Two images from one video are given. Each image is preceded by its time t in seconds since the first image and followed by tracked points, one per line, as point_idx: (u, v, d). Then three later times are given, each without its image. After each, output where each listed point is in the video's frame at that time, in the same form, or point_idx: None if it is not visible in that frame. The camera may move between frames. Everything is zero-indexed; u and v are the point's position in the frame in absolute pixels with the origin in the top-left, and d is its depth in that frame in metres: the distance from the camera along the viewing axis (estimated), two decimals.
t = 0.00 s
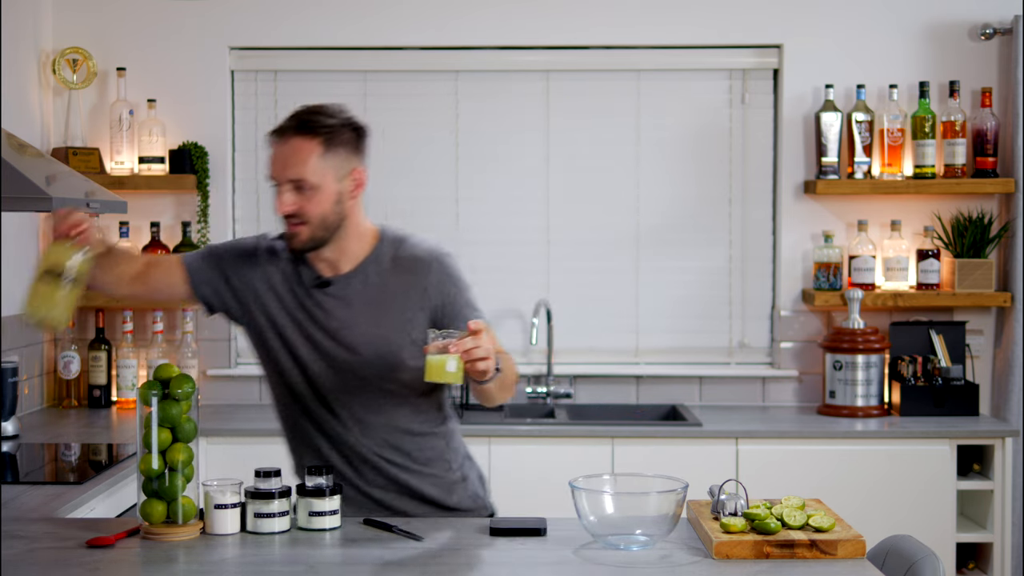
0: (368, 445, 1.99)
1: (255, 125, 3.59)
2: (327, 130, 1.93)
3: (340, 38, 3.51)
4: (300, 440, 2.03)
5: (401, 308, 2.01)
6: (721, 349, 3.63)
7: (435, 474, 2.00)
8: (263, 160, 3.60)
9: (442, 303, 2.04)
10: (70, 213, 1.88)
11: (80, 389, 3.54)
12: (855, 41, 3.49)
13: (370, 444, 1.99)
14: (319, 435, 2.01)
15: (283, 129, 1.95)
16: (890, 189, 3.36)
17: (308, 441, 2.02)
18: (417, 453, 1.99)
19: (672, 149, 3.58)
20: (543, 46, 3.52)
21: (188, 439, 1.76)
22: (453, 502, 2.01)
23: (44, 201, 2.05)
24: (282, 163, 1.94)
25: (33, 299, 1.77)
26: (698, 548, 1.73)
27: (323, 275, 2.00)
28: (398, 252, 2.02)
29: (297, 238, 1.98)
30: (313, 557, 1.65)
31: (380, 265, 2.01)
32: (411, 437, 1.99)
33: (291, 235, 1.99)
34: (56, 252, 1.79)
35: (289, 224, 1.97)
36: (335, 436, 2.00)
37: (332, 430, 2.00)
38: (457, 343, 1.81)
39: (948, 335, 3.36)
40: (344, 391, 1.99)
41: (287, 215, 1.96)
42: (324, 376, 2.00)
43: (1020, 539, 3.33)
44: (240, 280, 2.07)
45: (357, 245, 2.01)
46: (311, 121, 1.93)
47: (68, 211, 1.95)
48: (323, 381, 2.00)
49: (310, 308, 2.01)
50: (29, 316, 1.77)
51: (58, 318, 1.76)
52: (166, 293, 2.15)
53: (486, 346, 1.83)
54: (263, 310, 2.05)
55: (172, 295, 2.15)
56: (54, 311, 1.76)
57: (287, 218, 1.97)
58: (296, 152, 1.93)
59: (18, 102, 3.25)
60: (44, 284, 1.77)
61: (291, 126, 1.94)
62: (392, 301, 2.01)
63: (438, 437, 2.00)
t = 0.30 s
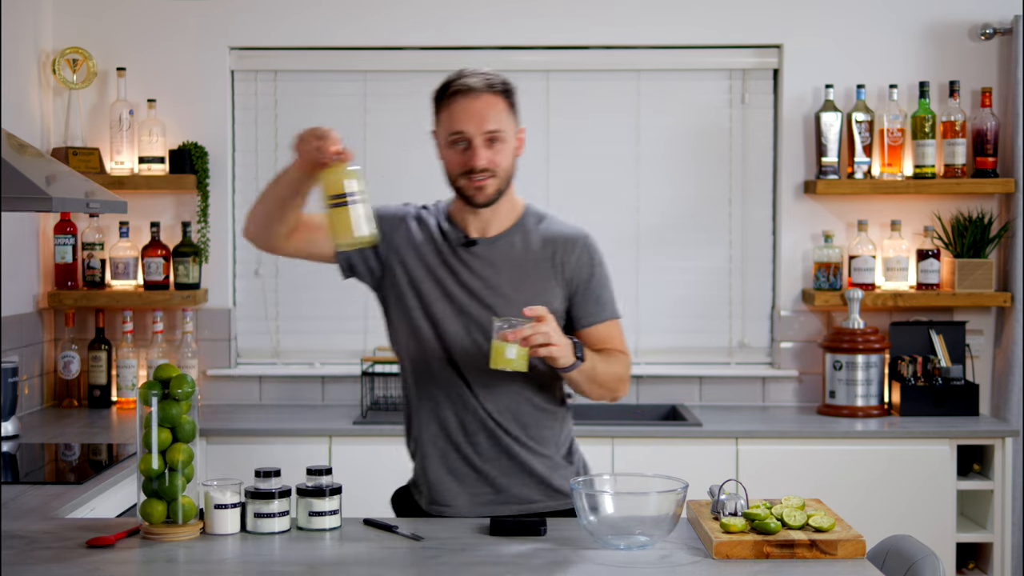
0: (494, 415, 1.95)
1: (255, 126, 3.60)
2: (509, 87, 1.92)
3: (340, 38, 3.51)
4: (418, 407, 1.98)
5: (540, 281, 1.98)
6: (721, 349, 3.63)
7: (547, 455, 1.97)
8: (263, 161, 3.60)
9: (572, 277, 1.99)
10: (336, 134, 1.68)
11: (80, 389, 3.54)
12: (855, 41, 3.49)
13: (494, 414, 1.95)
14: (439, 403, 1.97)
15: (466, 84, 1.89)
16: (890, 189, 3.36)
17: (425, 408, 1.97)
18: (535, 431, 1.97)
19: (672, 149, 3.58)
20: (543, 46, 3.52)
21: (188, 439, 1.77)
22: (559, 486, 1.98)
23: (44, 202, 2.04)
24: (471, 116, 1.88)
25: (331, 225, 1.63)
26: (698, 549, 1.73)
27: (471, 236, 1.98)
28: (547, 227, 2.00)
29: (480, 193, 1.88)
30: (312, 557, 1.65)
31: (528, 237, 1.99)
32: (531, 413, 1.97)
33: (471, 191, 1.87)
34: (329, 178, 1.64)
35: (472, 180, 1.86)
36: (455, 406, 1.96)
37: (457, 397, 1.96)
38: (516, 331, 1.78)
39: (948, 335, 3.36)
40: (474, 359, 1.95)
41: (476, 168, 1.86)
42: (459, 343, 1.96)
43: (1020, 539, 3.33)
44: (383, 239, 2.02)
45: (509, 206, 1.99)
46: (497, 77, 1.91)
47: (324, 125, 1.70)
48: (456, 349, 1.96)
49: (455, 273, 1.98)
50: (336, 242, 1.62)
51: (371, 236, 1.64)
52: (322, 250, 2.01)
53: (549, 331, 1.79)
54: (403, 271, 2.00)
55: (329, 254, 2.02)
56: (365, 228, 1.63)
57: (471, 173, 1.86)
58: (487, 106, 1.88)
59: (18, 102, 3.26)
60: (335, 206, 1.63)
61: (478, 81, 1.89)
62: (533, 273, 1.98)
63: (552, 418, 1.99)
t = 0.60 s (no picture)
0: (548, 410, 1.98)
1: (255, 126, 3.60)
2: (593, 86, 1.91)
3: (340, 38, 3.51)
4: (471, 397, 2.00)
5: (606, 283, 2.00)
6: (721, 349, 3.64)
7: (591, 455, 2.00)
8: (263, 161, 3.60)
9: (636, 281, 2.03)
10: (470, 124, 1.75)
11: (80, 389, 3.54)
12: (855, 41, 3.49)
13: (549, 410, 1.98)
14: (494, 395, 1.98)
15: (552, 80, 1.88)
16: (890, 189, 3.36)
17: (480, 398, 1.99)
18: (585, 431, 2.00)
19: (672, 149, 3.58)
20: (543, 46, 3.52)
21: (188, 439, 1.77)
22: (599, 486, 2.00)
23: (44, 202, 2.04)
24: (558, 112, 1.86)
25: (463, 210, 1.75)
26: (697, 549, 1.73)
27: (541, 230, 2.00)
28: (617, 230, 2.03)
29: (562, 188, 1.87)
30: (312, 557, 1.65)
31: (599, 238, 2.01)
32: (583, 413, 2.00)
33: (550, 187, 1.87)
34: (464, 164, 1.76)
35: (553, 175, 1.86)
36: (510, 399, 1.98)
37: (514, 390, 1.98)
38: (573, 350, 1.76)
39: (948, 335, 3.36)
40: (533, 354, 1.97)
41: (559, 165, 1.85)
42: (518, 337, 1.97)
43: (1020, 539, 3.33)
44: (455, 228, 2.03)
45: (580, 204, 2.01)
46: (582, 75, 1.90)
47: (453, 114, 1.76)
48: (516, 343, 1.97)
49: (524, 267, 1.99)
50: (466, 227, 1.76)
51: (499, 222, 1.76)
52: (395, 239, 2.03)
53: (607, 350, 1.76)
54: (472, 262, 2.01)
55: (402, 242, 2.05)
56: (495, 215, 1.75)
57: (553, 169, 1.86)
58: (573, 103, 1.87)
59: (18, 102, 3.26)
60: (472, 191, 1.74)
61: (564, 77, 1.88)
62: (599, 274, 2.00)
63: (601, 421, 2.02)
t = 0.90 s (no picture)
0: (568, 410, 1.98)
1: (255, 126, 3.60)
2: (622, 87, 1.92)
3: (340, 38, 3.51)
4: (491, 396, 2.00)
5: (630, 285, 2.00)
6: (721, 349, 3.64)
7: (609, 457, 2.00)
8: (263, 161, 3.60)
9: (660, 284, 2.02)
10: (495, 142, 1.75)
11: (80, 389, 3.54)
12: (855, 41, 3.49)
13: (569, 410, 1.98)
14: (515, 395, 1.98)
15: (580, 81, 1.89)
16: (890, 189, 3.36)
17: (500, 397, 1.99)
18: (604, 434, 2.00)
19: (672, 149, 3.58)
20: (543, 46, 3.51)
21: (188, 439, 1.77)
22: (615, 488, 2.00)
23: (44, 202, 2.04)
24: (585, 113, 1.87)
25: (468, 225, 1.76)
26: (697, 549, 1.73)
27: (567, 231, 2.00)
28: (642, 234, 2.03)
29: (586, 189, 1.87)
30: (312, 557, 1.65)
31: (624, 240, 2.01)
32: (603, 415, 1.99)
33: (573, 188, 1.87)
34: (478, 178, 1.74)
35: (578, 177, 1.86)
36: (530, 399, 1.98)
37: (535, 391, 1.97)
38: (594, 359, 1.76)
39: (948, 335, 3.36)
40: (555, 355, 1.97)
41: (584, 166, 1.86)
42: (540, 337, 1.97)
43: (1020, 539, 3.33)
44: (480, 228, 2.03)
45: (606, 206, 2.01)
46: (611, 76, 1.91)
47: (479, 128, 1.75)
48: (538, 343, 1.97)
49: (547, 268, 1.99)
50: (466, 242, 1.76)
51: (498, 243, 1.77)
52: (418, 239, 2.02)
53: (627, 359, 1.76)
54: (496, 263, 2.00)
55: (425, 241, 2.03)
56: (496, 234, 1.76)
57: (578, 169, 1.86)
58: (600, 104, 1.88)
59: (18, 102, 3.26)
60: (479, 209, 1.74)
61: (593, 78, 1.89)
62: (623, 277, 1.99)
63: (621, 424, 2.02)
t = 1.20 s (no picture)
0: (573, 413, 1.97)
1: (255, 126, 3.60)
2: (618, 92, 1.91)
3: (340, 38, 3.51)
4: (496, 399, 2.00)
5: (636, 287, 1.99)
6: (721, 349, 3.64)
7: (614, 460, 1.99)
8: (263, 161, 3.60)
9: (667, 286, 2.01)
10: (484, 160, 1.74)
11: (80, 389, 3.54)
12: (855, 40, 3.49)
13: (573, 413, 1.97)
14: (520, 397, 1.98)
15: (575, 84, 1.90)
16: (890, 189, 3.36)
17: (506, 400, 1.99)
18: (608, 436, 1.99)
19: (672, 149, 3.58)
20: (543, 46, 3.51)
21: (188, 439, 1.77)
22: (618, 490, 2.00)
23: (44, 202, 2.04)
24: (573, 116, 1.87)
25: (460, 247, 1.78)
26: (697, 549, 1.73)
27: (574, 232, 2.00)
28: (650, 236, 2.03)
29: (573, 192, 1.88)
30: (313, 557, 1.65)
31: (632, 241, 2.01)
32: (608, 417, 1.99)
33: (563, 190, 1.88)
34: (469, 200, 1.76)
35: (564, 180, 1.88)
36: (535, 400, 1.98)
37: (541, 393, 1.97)
38: (594, 358, 1.75)
39: (948, 335, 3.36)
40: (560, 357, 1.97)
41: (569, 169, 1.86)
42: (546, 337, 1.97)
43: (1021, 539, 3.33)
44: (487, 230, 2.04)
45: (614, 210, 2.00)
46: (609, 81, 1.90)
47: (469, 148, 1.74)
48: (543, 345, 1.97)
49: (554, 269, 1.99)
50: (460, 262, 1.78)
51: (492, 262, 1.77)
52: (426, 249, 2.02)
53: (627, 359, 1.75)
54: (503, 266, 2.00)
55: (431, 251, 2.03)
56: (490, 254, 1.77)
57: (564, 172, 1.87)
58: (591, 108, 1.87)
59: (18, 102, 3.26)
60: (472, 229, 1.75)
61: (587, 82, 1.90)
62: (629, 278, 1.99)
63: (625, 426, 2.02)
